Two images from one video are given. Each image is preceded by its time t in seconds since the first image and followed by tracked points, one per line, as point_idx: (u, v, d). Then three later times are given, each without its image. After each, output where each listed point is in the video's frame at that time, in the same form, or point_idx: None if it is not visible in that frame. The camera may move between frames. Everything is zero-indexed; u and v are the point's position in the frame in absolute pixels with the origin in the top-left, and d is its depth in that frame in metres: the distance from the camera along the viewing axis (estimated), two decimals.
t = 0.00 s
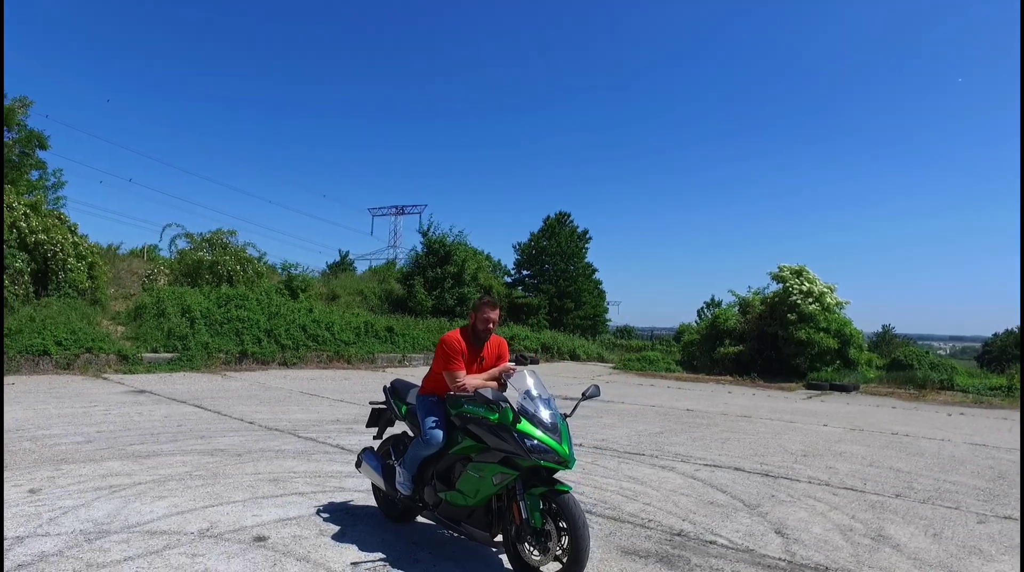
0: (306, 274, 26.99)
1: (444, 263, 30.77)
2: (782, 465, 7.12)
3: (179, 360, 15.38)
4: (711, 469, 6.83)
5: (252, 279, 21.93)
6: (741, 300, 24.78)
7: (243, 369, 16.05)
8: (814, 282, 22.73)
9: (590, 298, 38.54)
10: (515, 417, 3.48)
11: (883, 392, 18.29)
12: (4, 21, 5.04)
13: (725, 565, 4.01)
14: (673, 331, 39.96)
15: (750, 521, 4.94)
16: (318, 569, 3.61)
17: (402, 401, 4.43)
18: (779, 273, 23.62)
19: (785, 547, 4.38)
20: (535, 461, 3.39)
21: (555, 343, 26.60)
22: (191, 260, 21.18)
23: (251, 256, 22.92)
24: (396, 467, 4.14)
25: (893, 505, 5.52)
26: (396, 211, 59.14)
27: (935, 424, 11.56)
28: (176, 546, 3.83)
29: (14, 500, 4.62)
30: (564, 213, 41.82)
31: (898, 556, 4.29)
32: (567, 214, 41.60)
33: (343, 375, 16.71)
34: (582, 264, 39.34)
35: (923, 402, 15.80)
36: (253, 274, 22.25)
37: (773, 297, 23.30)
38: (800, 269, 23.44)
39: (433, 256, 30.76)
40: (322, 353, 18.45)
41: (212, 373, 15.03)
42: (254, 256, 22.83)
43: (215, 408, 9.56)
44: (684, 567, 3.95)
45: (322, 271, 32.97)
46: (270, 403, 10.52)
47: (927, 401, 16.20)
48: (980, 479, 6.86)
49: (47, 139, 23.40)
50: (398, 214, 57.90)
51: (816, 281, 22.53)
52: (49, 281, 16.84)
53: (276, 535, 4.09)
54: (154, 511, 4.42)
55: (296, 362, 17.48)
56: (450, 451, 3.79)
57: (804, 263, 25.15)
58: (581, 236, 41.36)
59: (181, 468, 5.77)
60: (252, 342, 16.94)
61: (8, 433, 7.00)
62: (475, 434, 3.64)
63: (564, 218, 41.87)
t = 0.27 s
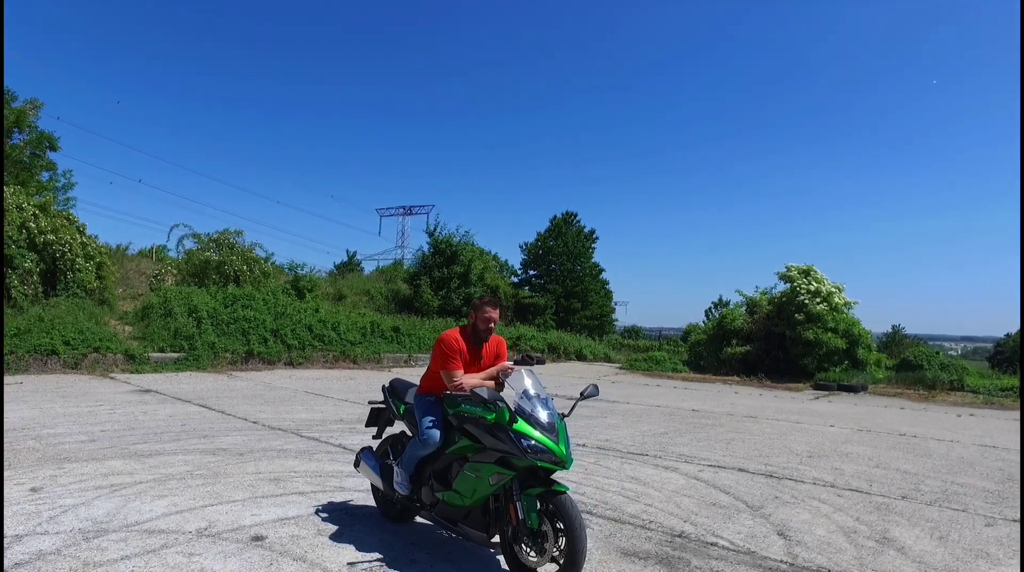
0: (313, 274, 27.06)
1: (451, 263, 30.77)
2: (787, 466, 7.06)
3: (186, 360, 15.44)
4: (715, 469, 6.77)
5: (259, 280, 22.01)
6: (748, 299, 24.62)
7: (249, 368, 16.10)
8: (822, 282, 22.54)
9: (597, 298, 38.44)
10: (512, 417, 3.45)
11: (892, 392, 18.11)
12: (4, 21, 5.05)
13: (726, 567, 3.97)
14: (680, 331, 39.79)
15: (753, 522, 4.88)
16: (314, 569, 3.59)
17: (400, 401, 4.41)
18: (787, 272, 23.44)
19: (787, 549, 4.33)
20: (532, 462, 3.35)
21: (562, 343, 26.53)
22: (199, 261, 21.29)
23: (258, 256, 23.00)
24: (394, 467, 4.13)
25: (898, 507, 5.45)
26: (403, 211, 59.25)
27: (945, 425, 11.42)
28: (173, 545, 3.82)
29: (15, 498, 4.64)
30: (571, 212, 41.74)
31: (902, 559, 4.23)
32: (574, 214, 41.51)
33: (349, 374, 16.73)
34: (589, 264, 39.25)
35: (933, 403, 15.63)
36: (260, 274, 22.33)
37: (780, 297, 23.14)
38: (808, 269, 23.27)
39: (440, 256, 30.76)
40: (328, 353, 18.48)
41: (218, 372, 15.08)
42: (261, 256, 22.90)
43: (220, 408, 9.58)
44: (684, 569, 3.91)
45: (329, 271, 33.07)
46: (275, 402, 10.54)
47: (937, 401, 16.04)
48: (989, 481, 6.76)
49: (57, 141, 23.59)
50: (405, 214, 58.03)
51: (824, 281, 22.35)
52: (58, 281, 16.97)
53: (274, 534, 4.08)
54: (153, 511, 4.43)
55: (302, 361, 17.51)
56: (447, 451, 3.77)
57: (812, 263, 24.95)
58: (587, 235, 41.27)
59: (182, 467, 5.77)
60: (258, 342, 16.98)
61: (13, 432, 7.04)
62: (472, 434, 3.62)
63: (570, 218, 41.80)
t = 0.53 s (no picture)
0: (319, 274, 27.13)
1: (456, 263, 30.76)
2: (791, 467, 7.00)
3: (191, 359, 15.49)
4: (718, 470, 6.71)
5: (264, 280, 22.07)
6: (754, 299, 24.49)
7: (254, 368, 16.14)
8: (829, 282, 22.39)
9: (603, 298, 38.35)
10: (508, 417, 3.43)
11: (899, 393, 17.96)
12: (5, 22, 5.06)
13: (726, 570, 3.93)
14: (686, 331, 39.64)
15: (754, 524, 4.84)
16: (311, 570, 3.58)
17: (399, 401, 4.39)
18: (794, 272, 23.29)
19: (789, 551, 4.29)
20: (529, 462, 3.33)
21: (567, 343, 26.48)
22: (205, 261, 21.38)
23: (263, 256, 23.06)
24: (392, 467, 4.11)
25: (903, 509, 5.39)
26: (409, 211, 59.35)
27: (952, 426, 11.31)
28: (171, 545, 3.82)
29: (15, 497, 4.65)
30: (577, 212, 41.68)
31: (905, 562, 4.17)
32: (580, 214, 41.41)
33: (353, 374, 16.74)
34: (594, 264, 39.18)
35: (941, 404, 15.48)
36: (265, 274, 22.39)
37: (787, 297, 22.99)
38: (815, 268, 23.12)
39: (445, 256, 30.76)
40: (333, 353, 18.50)
41: (223, 372, 15.12)
42: (266, 257, 22.96)
43: (224, 408, 9.60)
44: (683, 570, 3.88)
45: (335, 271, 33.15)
46: (279, 402, 10.55)
47: (945, 402, 15.90)
48: (996, 483, 6.68)
49: (65, 142, 23.74)
50: (412, 214, 58.13)
51: (831, 280, 22.20)
52: (64, 281, 17.07)
53: (272, 535, 4.07)
54: (152, 510, 4.43)
55: (307, 361, 17.53)
56: (444, 451, 3.75)
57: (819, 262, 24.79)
58: (593, 235, 41.20)
59: (183, 467, 5.78)
60: (263, 342, 17.02)
61: (18, 430, 7.08)
62: (469, 435, 3.60)
63: (576, 218, 41.75)
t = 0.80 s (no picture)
0: (324, 274, 27.17)
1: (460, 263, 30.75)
2: (796, 467, 6.95)
3: (196, 359, 15.52)
4: (722, 470, 6.67)
5: (269, 279, 22.11)
6: (760, 299, 24.38)
7: (258, 368, 16.16)
8: (835, 281, 22.26)
9: (608, 297, 38.26)
10: (508, 416, 3.40)
11: (906, 393, 17.83)
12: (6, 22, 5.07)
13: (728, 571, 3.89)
14: (692, 331, 39.52)
15: (758, 525, 4.79)
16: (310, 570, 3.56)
17: (400, 400, 4.37)
18: (799, 271, 23.15)
19: (793, 552, 4.24)
20: (529, 462, 3.30)
21: (572, 343, 26.42)
22: (210, 260, 21.44)
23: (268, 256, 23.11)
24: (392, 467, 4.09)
25: (909, 510, 5.33)
26: (414, 211, 59.43)
27: (960, 426, 11.21)
28: (170, 544, 3.80)
29: (17, 495, 4.65)
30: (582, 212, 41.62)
31: (910, 564, 4.12)
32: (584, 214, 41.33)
33: (357, 374, 16.74)
34: (599, 263, 39.09)
35: (948, 404, 15.36)
36: (270, 274, 22.43)
37: (793, 296, 22.87)
38: (820, 268, 23.00)
39: (449, 256, 30.76)
40: (338, 352, 18.51)
41: (228, 371, 15.15)
42: (271, 256, 23.00)
43: (227, 407, 9.61)
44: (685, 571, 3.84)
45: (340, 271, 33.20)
46: (282, 401, 10.55)
47: (952, 402, 15.78)
48: (1003, 484, 6.60)
49: (72, 143, 23.85)
50: (417, 214, 58.18)
51: (836, 280, 22.06)
52: (70, 281, 17.15)
53: (272, 534, 4.05)
54: (152, 509, 4.42)
55: (311, 361, 17.55)
56: (444, 450, 3.73)
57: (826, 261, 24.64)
58: (598, 235, 41.13)
59: (185, 466, 5.77)
60: (268, 341, 17.04)
61: (21, 429, 7.09)
62: (468, 434, 3.57)
63: (581, 217, 41.70)
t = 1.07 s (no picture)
0: (326, 274, 27.17)
1: (463, 263, 30.72)
2: (800, 468, 6.90)
3: (198, 359, 15.51)
4: (726, 471, 6.62)
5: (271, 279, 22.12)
6: (763, 299, 24.31)
7: (261, 368, 16.14)
8: (838, 281, 22.17)
9: (610, 297, 38.20)
10: (510, 416, 3.36)
11: (910, 393, 17.76)
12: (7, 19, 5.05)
13: None
14: (694, 331, 39.43)
15: (763, 526, 4.74)
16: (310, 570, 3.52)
17: (401, 399, 4.33)
18: (803, 271, 23.06)
19: (798, 554, 4.19)
20: (531, 462, 3.25)
21: (574, 343, 26.38)
22: (212, 260, 21.44)
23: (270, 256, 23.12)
24: (393, 466, 4.05)
25: (916, 511, 5.28)
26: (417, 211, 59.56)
27: (965, 427, 11.14)
28: (169, 544, 3.77)
29: (16, 495, 4.62)
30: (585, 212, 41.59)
31: (917, 566, 4.06)
32: (587, 214, 41.27)
33: (359, 374, 16.71)
34: (602, 263, 39.04)
35: (952, 404, 15.28)
36: (272, 274, 22.44)
37: (796, 296, 22.78)
38: (824, 267, 22.93)
39: (452, 256, 30.72)
40: (340, 352, 18.50)
41: (229, 371, 15.12)
42: (273, 256, 23.01)
43: (229, 407, 9.58)
44: None
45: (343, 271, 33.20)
46: (283, 401, 10.52)
47: (957, 402, 15.69)
48: (1010, 484, 6.54)
49: (75, 143, 23.89)
50: (420, 214, 58.18)
51: (840, 280, 21.98)
52: (73, 280, 17.16)
53: (272, 534, 4.02)
54: (151, 509, 4.39)
55: (313, 361, 17.53)
56: (446, 450, 3.69)
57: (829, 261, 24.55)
58: (601, 235, 41.08)
59: (185, 465, 5.74)
60: (270, 341, 17.01)
61: (22, 429, 7.07)
62: (470, 433, 3.53)
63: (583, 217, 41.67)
